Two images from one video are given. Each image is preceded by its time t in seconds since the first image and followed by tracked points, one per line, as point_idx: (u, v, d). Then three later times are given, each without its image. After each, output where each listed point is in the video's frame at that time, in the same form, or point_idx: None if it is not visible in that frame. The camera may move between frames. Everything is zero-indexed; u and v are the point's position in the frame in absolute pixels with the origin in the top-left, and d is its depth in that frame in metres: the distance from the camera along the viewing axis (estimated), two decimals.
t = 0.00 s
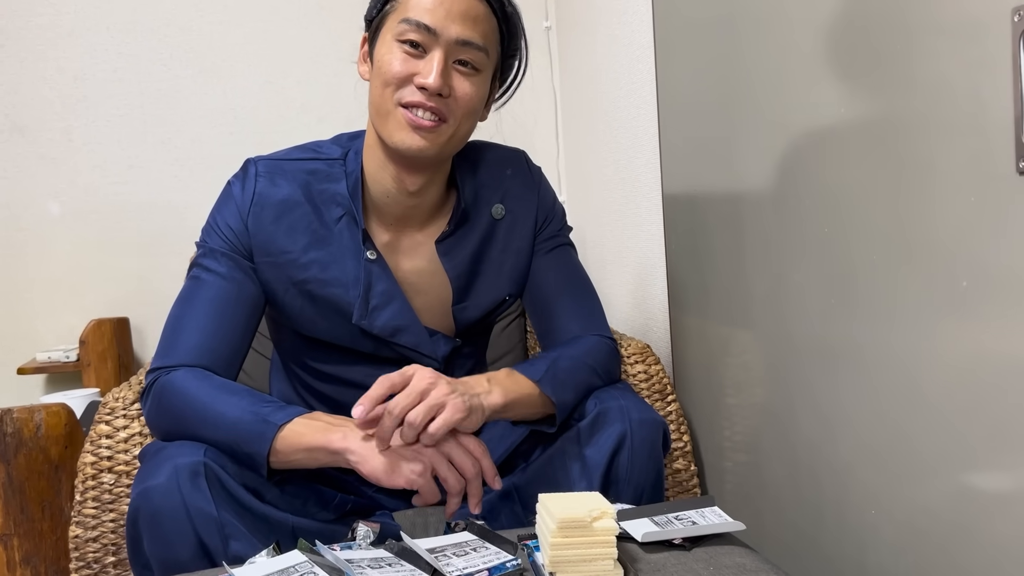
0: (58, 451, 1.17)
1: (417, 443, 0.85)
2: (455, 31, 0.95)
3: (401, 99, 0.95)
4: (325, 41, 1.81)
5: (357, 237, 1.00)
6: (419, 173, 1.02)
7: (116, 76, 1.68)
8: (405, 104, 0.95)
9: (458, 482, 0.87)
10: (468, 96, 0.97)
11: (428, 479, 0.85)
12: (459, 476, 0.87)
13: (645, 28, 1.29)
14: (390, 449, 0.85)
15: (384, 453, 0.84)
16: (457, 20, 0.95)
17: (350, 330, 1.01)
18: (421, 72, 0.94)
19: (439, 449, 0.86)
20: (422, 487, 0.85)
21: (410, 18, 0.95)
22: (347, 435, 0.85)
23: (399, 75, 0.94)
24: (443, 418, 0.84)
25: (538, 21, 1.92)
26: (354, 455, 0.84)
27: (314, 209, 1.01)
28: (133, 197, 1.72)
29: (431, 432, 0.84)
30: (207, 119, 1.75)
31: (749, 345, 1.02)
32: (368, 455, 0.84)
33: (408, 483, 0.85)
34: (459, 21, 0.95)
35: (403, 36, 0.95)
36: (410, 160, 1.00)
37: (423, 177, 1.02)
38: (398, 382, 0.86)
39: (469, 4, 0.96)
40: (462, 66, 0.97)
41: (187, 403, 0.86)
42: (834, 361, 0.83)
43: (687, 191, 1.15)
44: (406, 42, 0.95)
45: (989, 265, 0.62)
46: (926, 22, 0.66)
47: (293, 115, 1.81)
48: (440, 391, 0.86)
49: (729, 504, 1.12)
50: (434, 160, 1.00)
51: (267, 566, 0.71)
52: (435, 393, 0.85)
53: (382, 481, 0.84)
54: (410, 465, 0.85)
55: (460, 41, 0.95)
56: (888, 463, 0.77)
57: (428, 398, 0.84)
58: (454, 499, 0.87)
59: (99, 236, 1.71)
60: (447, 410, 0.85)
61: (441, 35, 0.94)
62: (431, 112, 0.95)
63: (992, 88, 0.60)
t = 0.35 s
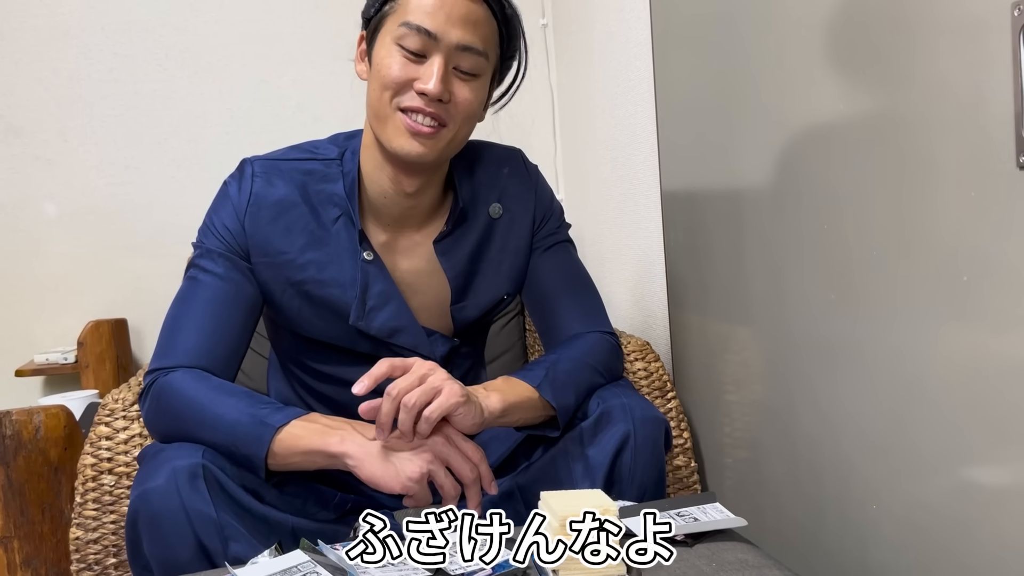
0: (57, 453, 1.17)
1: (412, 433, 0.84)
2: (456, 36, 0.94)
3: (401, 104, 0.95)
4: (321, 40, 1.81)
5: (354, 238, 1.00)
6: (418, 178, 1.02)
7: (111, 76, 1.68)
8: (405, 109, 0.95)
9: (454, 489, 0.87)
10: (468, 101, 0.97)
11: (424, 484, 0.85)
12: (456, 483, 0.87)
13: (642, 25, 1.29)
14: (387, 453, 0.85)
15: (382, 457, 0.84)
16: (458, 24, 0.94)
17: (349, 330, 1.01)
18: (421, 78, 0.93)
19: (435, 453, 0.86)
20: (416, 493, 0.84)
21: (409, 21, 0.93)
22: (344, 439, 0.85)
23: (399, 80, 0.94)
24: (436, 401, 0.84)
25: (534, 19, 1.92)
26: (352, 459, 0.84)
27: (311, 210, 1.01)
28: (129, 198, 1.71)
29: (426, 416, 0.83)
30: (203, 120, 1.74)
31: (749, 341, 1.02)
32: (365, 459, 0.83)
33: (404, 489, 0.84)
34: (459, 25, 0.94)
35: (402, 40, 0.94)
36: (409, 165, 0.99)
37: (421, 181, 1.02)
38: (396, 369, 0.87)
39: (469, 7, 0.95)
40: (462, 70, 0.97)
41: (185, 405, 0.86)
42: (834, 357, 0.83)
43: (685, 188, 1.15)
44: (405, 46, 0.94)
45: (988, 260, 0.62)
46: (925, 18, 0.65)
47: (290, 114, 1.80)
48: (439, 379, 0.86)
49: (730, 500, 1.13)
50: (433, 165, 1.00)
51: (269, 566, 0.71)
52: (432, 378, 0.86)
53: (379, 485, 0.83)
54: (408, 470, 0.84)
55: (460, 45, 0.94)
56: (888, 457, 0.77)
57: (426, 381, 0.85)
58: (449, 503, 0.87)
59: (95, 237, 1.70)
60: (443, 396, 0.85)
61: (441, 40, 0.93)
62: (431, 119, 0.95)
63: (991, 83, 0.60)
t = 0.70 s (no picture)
0: (58, 452, 1.16)
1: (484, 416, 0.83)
2: (452, 41, 0.91)
3: (399, 113, 0.94)
4: (320, 36, 1.80)
5: (350, 236, 1.00)
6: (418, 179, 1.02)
7: (110, 74, 1.67)
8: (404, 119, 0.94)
9: (459, 478, 0.84)
10: (466, 105, 0.96)
11: (430, 474, 0.82)
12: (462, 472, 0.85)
13: (643, 18, 1.28)
14: (393, 441, 0.83)
15: (386, 444, 0.82)
16: (453, 29, 0.91)
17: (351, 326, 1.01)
18: (418, 86, 0.92)
19: (441, 442, 0.83)
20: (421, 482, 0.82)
21: (402, 29, 0.90)
22: (349, 425, 0.84)
23: (396, 90, 0.93)
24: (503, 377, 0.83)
25: (534, 14, 1.91)
26: (357, 444, 0.83)
27: (307, 208, 1.00)
28: (129, 195, 1.70)
29: (498, 392, 0.82)
30: (202, 117, 1.73)
31: (753, 336, 1.02)
32: (370, 445, 0.82)
33: (408, 477, 0.81)
34: (455, 29, 0.91)
35: (396, 47, 0.92)
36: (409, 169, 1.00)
37: (421, 181, 1.03)
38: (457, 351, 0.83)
39: (464, 9, 0.91)
40: (459, 73, 0.95)
41: (189, 400, 0.85)
42: (839, 351, 0.83)
43: (688, 182, 1.15)
44: (400, 54, 0.92)
45: (996, 253, 0.62)
46: (932, 10, 0.65)
47: (289, 112, 1.80)
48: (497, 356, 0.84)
49: (734, 495, 1.12)
50: (433, 167, 1.00)
51: (273, 564, 0.70)
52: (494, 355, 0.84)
53: (382, 472, 0.81)
54: (412, 458, 0.81)
55: (456, 51, 0.92)
56: (894, 452, 0.76)
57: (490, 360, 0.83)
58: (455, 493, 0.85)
59: (94, 235, 1.69)
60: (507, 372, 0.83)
61: (437, 47, 0.91)
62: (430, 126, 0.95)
63: (999, 74, 0.59)
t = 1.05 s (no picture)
0: (67, 453, 1.17)
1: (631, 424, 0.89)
2: (448, 42, 0.91)
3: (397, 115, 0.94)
4: (326, 37, 1.80)
5: (354, 239, 0.99)
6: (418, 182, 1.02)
7: (116, 75, 1.67)
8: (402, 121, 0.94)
9: (467, 476, 0.83)
10: (465, 105, 0.96)
11: (437, 473, 0.81)
12: (469, 470, 0.83)
13: (649, 17, 1.28)
14: (400, 440, 0.82)
15: (393, 443, 0.82)
16: (449, 30, 0.90)
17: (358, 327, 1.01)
18: (415, 88, 0.92)
19: (448, 441, 0.83)
20: (428, 481, 0.81)
21: (398, 31, 0.90)
22: (356, 425, 0.83)
23: (393, 92, 0.92)
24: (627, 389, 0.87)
25: (539, 13, 1.91)
26: (364, 444, 0.82)
27: (310, 211, 1.00)
28: (136, 196, 1.70)
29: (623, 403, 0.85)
30: (208, 118, 1.73)
31: (762, 335, 1.01)
32: (377, 444, 0.82)
33: (415, 476, 0.80)
34: (450, 30, 0.91)
35: (392, 49, 0.91)
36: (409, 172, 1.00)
37: (422, 185, 1.02)
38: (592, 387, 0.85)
39: (459, 9, 0.91)
40: (456, 73, 0.95)
41: (192, 403, 0.85)
42: (851, 350, 0.83)
43: (696, 181, 1.14)
44: (396, 56, 0.91)
45: (1010, 251, 0.61)
46: (945, 6, 0.64)
47: (295, 112, 1.80)
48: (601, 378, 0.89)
49: (744, 495, 1.12)
50: (433, 168, 1.00)
51: (284, 565, 0.70)
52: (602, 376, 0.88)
53: (389, 471, 0.81)
54: (419, 456, 0.81)
55: (452, 52, 0.91)
56: (905, 451, 0.76)
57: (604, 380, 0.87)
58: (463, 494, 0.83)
59: (101, 237, 1.69)
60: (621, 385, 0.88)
61: (433, 48, 0.90)
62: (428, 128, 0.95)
63: (1013, 70, 0.59)
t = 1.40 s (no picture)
0: (74, 456, 1.17)
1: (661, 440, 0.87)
2: (448, 42, 0.90)
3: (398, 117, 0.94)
4: (334, 39, 1.80)
5: (362, 240, 0.99)
6: (422, 185, 1.01)
7: (125, 78, 1.67)
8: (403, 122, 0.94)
9: (475, 481, 0.82)
10: (467, 105, 0.95)
11: (445, 479, 0.81)
12: (477, 475, 0.83)
13: (658, 18, 1.28)
14: (406, 448, 0.82)
15: (400, 452, 0.82)
16: (449, 29, 0.90)
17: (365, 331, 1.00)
18: (415, 88, 0.92)
19: (454, 446, 0.82)
20: (436, 488, 0.80)
21: (398, 31, 0.90)
22: (361, 435, 0.83)
23: (393, 92, 0.92)
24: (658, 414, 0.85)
25: (547, 15, 1.91)
26: (370, 454, 0.82)
27: (318, 213, 1.00)
28: (144, 199, 1.71)
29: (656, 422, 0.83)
30: (216, 120, 1.74)
31: (772, 338, 1.00)
32: (383, 454, 0.82)
33: (423, 483, 0.80)
34: (450, 29, 0.90)
35: (392, 50, 0.91)
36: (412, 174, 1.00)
37: (426, 187, 1.02)
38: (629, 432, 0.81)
39: (460, 8, 0.90)
40: (458, 73, 0.94)
41: (199, 408, 0.85)
42: (862, 354, 0.82)
43: (705, 182, 1.13)
44: (396, 56, 0.91)
45: None
46: (958, 4, 0.63)
47: (303, 114, 1.80)
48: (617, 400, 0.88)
49: (754, 499, 1.11)
50: (437, 170, 1.00)
51: (291, 569, 0.70)
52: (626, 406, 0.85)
53: (396, 480, 0.81)
54: (426, 463, 0.80)
55: (453, 51, 0.91)
56: (918, 456, 0.75)
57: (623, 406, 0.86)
58: (472, 496, 0.83)
59: (110, 239, 1.70)
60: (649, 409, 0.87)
61: (433, 48, 0.90)
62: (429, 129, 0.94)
63: None
